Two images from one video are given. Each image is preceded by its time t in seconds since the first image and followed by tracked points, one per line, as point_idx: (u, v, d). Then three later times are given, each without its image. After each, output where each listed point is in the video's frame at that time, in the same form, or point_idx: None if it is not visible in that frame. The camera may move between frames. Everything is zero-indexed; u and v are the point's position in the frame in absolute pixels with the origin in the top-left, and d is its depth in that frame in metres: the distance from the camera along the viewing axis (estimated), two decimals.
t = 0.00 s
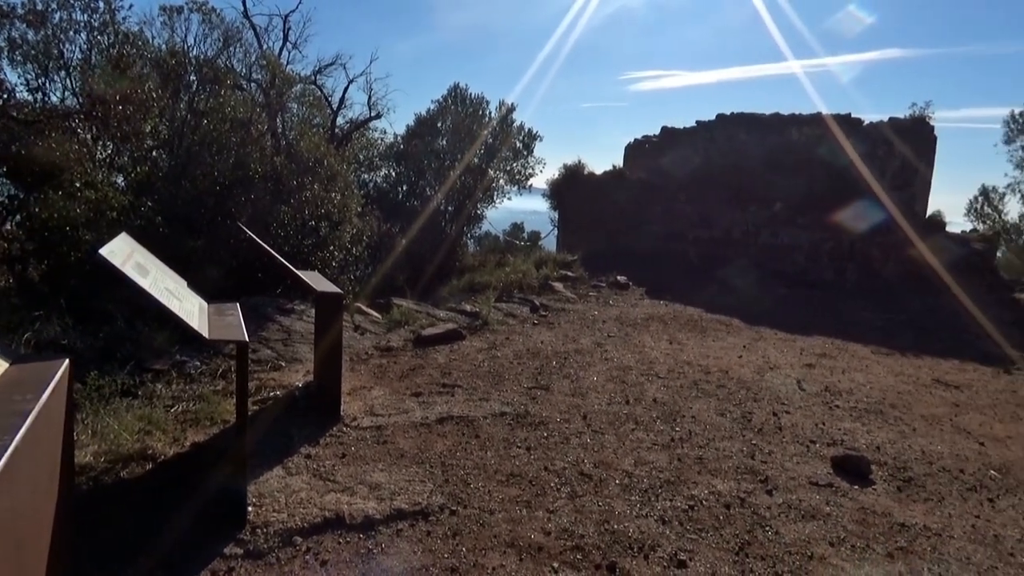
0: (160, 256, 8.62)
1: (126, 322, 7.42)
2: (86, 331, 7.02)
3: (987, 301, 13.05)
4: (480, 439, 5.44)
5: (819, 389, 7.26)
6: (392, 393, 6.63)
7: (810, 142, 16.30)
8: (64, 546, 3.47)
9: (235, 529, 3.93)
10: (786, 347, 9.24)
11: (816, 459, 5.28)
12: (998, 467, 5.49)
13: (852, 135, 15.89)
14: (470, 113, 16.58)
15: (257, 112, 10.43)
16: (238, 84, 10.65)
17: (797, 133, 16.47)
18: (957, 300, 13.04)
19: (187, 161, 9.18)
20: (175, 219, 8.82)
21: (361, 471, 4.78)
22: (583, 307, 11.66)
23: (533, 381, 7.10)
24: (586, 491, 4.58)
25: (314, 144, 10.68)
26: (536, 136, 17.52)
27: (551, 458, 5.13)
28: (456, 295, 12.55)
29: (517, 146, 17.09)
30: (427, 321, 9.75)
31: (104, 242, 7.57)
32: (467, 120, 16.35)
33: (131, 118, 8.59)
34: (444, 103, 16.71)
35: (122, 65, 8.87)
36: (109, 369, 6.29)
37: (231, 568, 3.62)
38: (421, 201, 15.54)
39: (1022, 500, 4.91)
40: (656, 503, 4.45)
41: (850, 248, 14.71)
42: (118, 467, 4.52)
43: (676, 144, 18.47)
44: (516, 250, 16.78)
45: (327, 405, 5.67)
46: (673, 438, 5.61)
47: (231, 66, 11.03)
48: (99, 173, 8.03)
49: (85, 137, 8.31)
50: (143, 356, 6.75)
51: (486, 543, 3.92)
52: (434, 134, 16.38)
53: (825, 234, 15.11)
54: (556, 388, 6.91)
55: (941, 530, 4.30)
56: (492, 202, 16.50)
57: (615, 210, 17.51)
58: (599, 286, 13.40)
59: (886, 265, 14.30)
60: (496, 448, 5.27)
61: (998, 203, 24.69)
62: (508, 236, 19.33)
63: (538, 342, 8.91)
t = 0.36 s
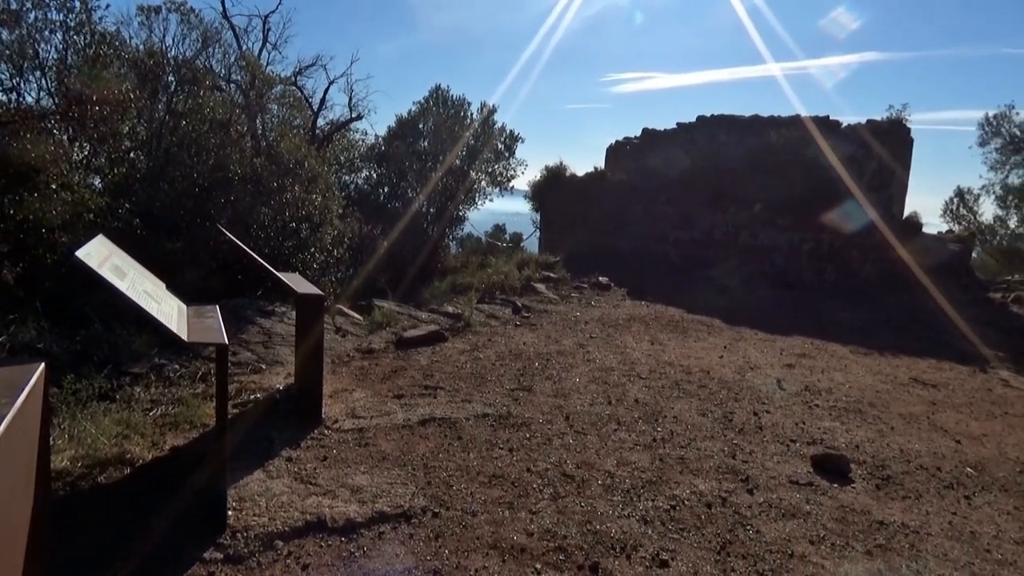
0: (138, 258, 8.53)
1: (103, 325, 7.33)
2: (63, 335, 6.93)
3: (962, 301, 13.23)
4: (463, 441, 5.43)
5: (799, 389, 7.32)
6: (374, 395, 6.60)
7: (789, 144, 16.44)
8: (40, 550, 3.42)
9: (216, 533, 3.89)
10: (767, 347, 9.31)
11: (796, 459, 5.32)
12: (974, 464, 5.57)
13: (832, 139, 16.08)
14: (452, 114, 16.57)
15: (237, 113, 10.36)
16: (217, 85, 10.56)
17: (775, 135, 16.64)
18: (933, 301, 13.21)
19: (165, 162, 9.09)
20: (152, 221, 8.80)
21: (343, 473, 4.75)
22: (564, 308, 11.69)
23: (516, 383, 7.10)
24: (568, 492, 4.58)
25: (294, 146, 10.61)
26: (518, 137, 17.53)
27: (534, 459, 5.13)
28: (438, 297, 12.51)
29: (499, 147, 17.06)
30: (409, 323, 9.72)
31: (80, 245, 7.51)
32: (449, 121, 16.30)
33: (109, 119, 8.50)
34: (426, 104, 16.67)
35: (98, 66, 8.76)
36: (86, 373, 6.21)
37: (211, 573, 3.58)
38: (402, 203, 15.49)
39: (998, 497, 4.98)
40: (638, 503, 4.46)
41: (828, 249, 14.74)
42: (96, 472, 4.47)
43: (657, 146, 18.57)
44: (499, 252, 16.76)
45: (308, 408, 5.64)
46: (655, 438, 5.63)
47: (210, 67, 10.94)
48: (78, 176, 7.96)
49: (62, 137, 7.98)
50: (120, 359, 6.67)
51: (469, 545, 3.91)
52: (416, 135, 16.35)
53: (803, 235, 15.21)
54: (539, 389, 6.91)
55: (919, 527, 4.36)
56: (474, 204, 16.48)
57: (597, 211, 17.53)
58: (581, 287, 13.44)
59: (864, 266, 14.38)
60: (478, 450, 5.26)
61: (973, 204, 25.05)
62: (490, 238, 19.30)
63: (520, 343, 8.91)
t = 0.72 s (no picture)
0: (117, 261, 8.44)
1: (82, 329, 7.24)
2: (41, 339, 6.84)
3: (940, 301, 13.40)
4: (446, 443, 5.42)
5: (780, 388, 7.38)
6: (357, 398, 6.57)
7: (770, 146, 16.57)
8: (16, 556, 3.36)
9: (198, 537, 3.86)
10: (749, 347, 9.37)
11: (778, 458, 5.35)
12: (953, 461, 5.64)
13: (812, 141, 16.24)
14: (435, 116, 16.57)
15: (218, 114, 10.30)
16: (197, 86, 10.49)
17: (756, 137, 16.76)
18: (912, 301, 13.36)
19: (145, 163, 9.01)
20: (131, 223, 8.72)
21: (326, 476, 4.73)
22: (548, 309, 11.70)
23: (499, 384, 7.10)
24: (552, 493, 4.59)
25: (275, 147, 10.55)
26: (501, 139, 17.54)
27: (517, 460, 5.13)
28: (422, 299, 12.48)
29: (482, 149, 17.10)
30: (393, 325, 9.68)
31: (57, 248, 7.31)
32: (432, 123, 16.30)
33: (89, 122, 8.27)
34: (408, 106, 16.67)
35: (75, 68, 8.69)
36: (65, 377, 6.14)
37: None
38: (385, 204, 15.44)
39: (976, 493, 5.05)
40: (621, 503, 4.47)
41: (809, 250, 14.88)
42: (75, 477, 4.42)
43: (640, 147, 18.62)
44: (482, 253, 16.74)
45: (290, 411, 5.61)
46: (638, 438, 5.65)
47: (189, 68, 10.86)
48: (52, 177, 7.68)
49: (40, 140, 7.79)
50: (99, 363, 6.60)
51: (453, 547, 3.90)
52: (398, 137, 16.32)
53: (784, 236, 15.35)
54: (522, 390, 6.92)
55: (899, 524, 4.40)
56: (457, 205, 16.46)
57: (580, 212, 17.56)
58: (565, 289, 13.45)
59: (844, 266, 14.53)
60: (462, 452, 5.26)
61: (950, 205, 25.38)
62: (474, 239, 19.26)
63: (504, 345, 8.91)
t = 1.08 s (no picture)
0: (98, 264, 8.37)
1: (62, 332, 7.17)
2: (21, 343, 6.77)
3: (921, 301, 13.54)
4: (432, 445, 5.41)
5: (764, 388, 7.42)
6: (341, 400, 6.54)
7: (753, 148, 16.71)
8: None
9: (181, 542, 3.83)
10: (733, 347, 9.43)
11: (762, 457, 5.38)
12: (934, 459, 5.69)
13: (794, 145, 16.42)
14: (419, 117, 16.56)
15: (200, 116, 10.24)
16: (179, 87, 10.43)
17: (739, 139, 16.90)
18: (893, 301, 13.49)
19: (126, 165, 8.95)
20: (112, 225, 8.63)
21: (311, 479, 4.71)
22: (534, 310, 11.70)
23: (485, 386, 7.09)
24: (537, 494, 4.60)
25: (259, 148, 10.49)
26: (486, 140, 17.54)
27: (503, 462, 5.13)
28: (406, 301, 12.45)
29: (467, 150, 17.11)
30: (378, 327, 9.64)
31: (36, 250, 7.23)
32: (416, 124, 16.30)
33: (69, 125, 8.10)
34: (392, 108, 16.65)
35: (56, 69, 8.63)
36: (45, 382, 6.07)
37: None
38: (370, 206, 15.38)
39: (956, 491, 5.11)
40: (607, 504, 4.49)
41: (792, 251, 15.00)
42: (55, 482, 4.37)
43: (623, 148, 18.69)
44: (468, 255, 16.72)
45: (274, 414, 5.57)
46: (623, 439, 5.67)
47: (172, 69, 10.79)
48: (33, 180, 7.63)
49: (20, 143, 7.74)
50: (80, 367, 6.53)
51: (439, 549, 3.89)
52: (383, 139, 16.28)
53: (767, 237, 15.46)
54: (508, 392, 6.91)
55: (881, 522, 4.44)
56: (442, 207, 16.44)
57: (565, 214, 17.58)
58: (550, 290, 13.46)
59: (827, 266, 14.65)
60: (448, 454, 5.25)
61: (931, 206, 25.65)
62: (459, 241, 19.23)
63: (489, 346, 8.91)
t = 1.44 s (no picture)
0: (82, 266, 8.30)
1: (45, 335, 7.10)
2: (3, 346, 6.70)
3: (905, 302, 13.66)
4: (419, 447, 5.41)
5: (750, 389, 7.46)
6: (328, 403, 6.52)
7: (739, 150, 16.80)
8: None
9: (166, 545, 3.80)
10: (719, 349, 9.48)
11: (748, 458, 5.42)
12: (918, 459, 5.74)
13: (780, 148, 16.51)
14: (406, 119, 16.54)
15: (185, 117, 10.20)
16: (164, 88, 10.37)
17: (726, 141, 16.97)
18: (877, 302, 13.59)
19: (110, 167, 8.90)
20: (96, 227, 8.57)
21: (297, 482, 4.69)
22: (521, 312, 11.71)
23: (472, 388, 7.09)
24: (525, 496, 4.60)
25: (244, 150, 10.44)
26: (473, 142, 17.54)
27: (490, 464, 5.13)
28: (393, 303, 12.43)
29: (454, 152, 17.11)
30: (365, 330, 9.61)
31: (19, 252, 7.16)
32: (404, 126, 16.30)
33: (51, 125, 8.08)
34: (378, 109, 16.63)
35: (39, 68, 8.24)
36: (28, 385, 6.01)
37: None
38: (357, 208, 15.33)
39: (939, 490, 5.16)
40: (594, 505, 4.50)
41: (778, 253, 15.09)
42: (38, 486, 4.32)
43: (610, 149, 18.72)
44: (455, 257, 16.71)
45: (260, 417, 5.54)
46: (611, 440, 5.68)
47: (156, 70, 10.73)
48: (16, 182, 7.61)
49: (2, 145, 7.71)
50: (64, 370, 6.47)
51: (426, 551, 3.89)
52: (370, 140, 16.25)
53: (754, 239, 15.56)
54: (495, 393, 6.92)
55: (866, 522, 4.47)
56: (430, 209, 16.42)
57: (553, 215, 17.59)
58: (538, 292, 13.47)
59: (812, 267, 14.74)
60: (435, 456, 5.24)
61: (915, 208, 25.90)
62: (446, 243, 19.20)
63: (476, 348, 8.91)
